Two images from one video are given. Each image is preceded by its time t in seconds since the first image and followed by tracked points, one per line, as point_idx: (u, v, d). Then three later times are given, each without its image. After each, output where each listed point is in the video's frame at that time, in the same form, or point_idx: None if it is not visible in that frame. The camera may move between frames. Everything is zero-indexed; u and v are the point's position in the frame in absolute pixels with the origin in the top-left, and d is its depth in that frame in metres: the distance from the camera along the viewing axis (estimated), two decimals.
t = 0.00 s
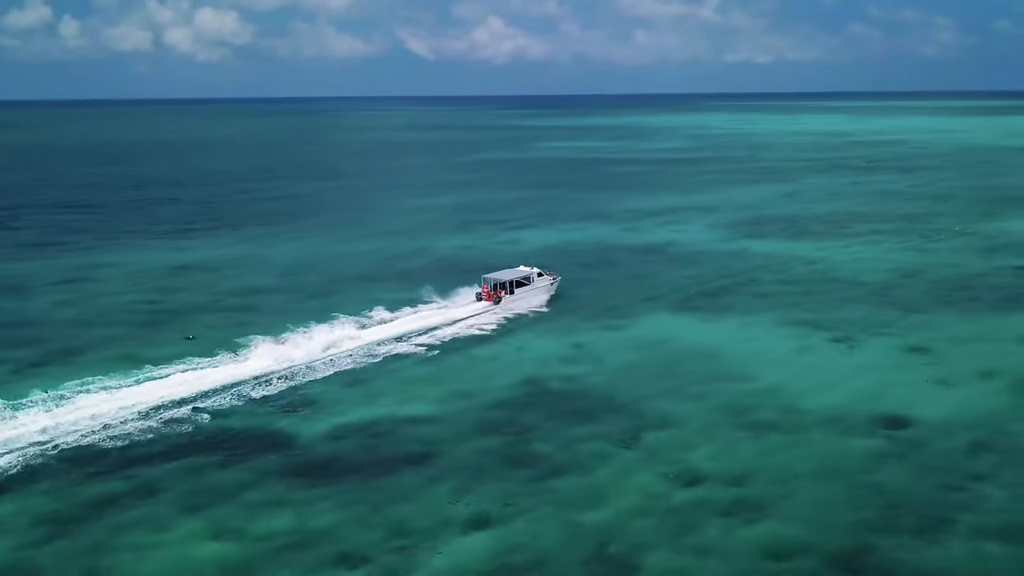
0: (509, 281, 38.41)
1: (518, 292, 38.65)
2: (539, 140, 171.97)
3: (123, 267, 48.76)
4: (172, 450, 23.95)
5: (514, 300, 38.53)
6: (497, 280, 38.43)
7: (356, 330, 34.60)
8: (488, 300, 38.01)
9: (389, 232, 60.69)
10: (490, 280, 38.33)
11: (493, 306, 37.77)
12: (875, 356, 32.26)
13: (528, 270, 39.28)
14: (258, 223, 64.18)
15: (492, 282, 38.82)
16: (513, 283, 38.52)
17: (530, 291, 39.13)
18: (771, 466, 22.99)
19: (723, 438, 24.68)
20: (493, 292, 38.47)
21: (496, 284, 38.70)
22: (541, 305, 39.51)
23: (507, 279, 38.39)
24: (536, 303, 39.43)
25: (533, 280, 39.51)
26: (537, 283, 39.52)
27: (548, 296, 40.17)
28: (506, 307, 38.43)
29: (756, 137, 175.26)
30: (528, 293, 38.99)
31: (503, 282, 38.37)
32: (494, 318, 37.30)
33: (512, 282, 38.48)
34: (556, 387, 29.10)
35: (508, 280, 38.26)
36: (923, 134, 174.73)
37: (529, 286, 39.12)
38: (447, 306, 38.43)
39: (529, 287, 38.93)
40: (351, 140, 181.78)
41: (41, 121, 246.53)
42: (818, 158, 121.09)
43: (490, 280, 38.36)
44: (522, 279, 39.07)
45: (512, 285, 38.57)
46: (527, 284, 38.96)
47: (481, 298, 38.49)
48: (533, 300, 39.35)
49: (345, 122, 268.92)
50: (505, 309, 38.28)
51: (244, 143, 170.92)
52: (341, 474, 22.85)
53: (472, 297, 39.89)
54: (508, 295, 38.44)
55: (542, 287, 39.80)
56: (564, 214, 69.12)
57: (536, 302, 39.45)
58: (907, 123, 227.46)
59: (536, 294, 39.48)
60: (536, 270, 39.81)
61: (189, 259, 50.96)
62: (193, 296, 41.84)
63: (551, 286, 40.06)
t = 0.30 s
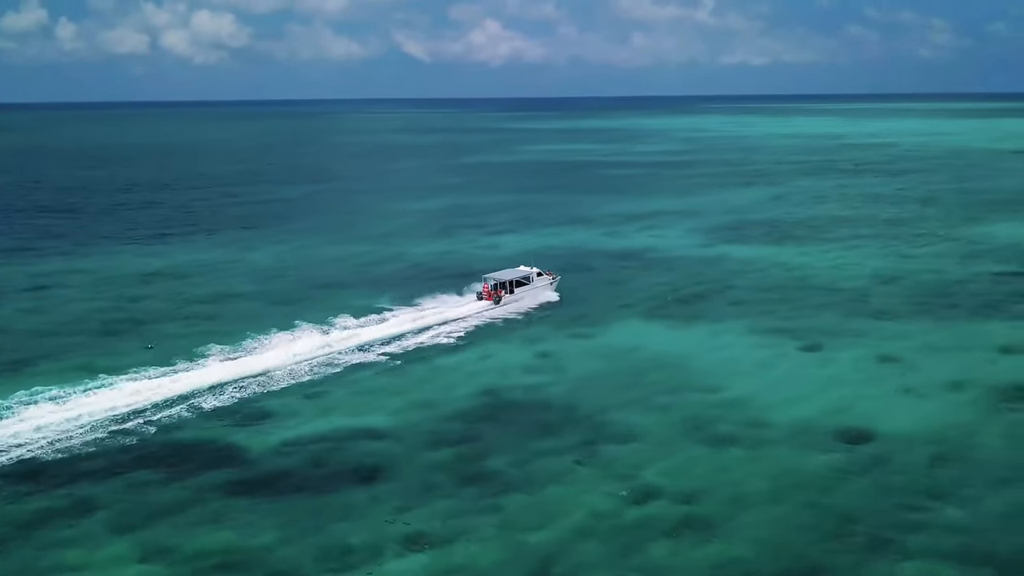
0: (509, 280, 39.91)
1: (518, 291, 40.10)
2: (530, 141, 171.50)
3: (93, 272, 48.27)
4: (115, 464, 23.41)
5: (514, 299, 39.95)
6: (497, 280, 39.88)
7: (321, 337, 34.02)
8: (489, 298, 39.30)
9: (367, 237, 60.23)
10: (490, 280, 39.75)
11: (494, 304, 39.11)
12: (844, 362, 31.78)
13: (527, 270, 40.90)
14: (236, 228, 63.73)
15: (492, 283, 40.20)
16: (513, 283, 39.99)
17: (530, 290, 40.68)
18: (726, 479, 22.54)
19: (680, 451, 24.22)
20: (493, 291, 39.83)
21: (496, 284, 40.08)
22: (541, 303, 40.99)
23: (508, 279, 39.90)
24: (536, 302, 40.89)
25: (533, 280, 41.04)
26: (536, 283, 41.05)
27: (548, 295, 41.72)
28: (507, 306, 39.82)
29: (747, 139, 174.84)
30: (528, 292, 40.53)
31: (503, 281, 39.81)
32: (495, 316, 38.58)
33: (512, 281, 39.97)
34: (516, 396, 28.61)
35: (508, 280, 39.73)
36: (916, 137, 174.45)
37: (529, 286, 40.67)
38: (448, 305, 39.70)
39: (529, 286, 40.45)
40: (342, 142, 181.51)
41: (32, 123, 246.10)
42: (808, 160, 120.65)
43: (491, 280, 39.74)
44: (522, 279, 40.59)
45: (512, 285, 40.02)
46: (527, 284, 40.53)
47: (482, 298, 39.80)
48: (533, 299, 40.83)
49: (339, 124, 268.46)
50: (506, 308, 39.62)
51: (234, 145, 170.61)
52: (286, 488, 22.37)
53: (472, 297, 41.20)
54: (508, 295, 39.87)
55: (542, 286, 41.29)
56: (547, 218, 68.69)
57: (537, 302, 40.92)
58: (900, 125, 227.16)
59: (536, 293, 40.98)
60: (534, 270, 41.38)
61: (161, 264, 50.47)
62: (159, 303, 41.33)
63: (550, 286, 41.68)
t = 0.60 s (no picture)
0: (509, 280, 40.46)
1: (518, 291, 40.71)
2: (520, 145, 170.80)
3: (60, 280, 47.73)
4: (50, 481, 22.85)
5: (513, 298, 40.58)
6: (497, 280, 40.45)
7: (279, 346, 33.33)
8: (489, 298, 40.01)
9: (342, 242, 59.68)
10: (490, 279, 40.38)
11: (494, 304, 39.75)
12: (809, 372, 31.20)
13: (527, 269, 41.46)
14: (210, 233, 63.15)
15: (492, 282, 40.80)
16: (512, 282, 40.57)
17: (530, 289, 41.26)
18: (674, 496, 22.01)
19: (631, 465, 23.71)
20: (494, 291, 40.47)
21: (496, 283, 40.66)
22: (542, 302, 41.61)
23: (507, 279, 40.45)
24: (536, 301, 41.50)
25: (533, 279, 41.63)
26: (536, 283, 41.63)
27: (548, 294, 42.33)
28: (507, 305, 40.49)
29: (737, 143, 174.42)
30: (527, 292, 41.13)
31: (503, 281, 40.41)
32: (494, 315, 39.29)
33: (511, 281, 40.53)
34: (470, 409, 27.99)
35: (507, 280, 40.31)
36: (907, 139, 174.00)
37: (529, 285, 41.27)
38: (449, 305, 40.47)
39: (528, 285, 41.01)
40: (331, 145, 180.96)
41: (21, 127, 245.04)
42: (796, 164, 120.08)
43: (491, 280, 40.38)
44: (522, 278, 41.17)
45: (512, 284, 40.62)
46: (526, 284, 41.09)
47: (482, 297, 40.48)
48: (533, 298, 41.49)
49: (331, 127, 267.77)
50: (505, 307, 40.30)
51: (222, 149, 169.98)
52: (220, 507, 21.75)
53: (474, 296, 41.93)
54: (508, 294, 40.49)
55: (542, 285, 41.91)
56: (525, 223, 68.11)
57: (537, 300, 41.54)
58: (892, 128, 226.80)
59: (535, 292, 41.62)
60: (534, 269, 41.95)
61: (128, 271, 49.86)
62: (122, 311, 40.78)
63: (550, 284, 42.23)
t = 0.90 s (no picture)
0: (509, 280, 41.73)
1: (518, 290, 42.00)
2: (509, 149, 170.08)
3: (28, 286, 47.20)
4: None
5: (514, 297, 41.86)
6: (498, 279, 41.74)
7: (240, 355, 32.73)
8: (490, 297, 41.33)
9: (319, 246, 59.16)
10: (492, 279, 41.66)
11: (494, 303, 41.07)
12: (776, 381, 30.70)
13: (527, 270, 42.72)
14: (186, 239, 62.63)
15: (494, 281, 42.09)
16: (513, 282, 41.88)
17: (529, 289, 42.54)
18: (624, 510, 21.57)
19: (584, 478, 23.28)
20: (495, 290, 41.78)
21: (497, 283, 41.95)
22: (540, 302, 42.89)
23: (508, 279, 41.72)
24: (535, 301, 42.78)
25: (532, 280, 42.92)
26: (535, 283, 42.94)
27: (546, 294, 43.60)
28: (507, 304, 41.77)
29: (729, 146, 173.72)
30: (527, 291, 42.43)
31: (503, 281, 41.69)
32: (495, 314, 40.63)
33: (512, 281, 41.78)
34: (427, 422, 27.46)
35: (508, 280, 41.59)
36: (900, 142, 173.43)
37: (528, 285, 42.56)
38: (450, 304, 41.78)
39: (527, 285, 42.31)
40: (321, 148, 180.35)
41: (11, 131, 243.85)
42: (785, 167, 119.54)
43: (492, 280, 41.69)
44: (522, 278, 42.45)
45: (512, 284, 41.88)
46: (526, 283, 42.38)
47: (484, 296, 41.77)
48: (532, 297, 42.78)
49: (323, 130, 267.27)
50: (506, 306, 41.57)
51: (210, 153, 169.23)
52: (162, 524, 21.24)
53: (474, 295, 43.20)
54: (509, 293, 41.77)
55: (541, 285, 43.23)
56: (506, 227, 67.57)
57: (536, 299, 42.82)
58: (885, 131, 226.19)
59: (534, 292, 42.89)
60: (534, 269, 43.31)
61: (99, 278, 49.32)
62: (87, 319, 40.29)
63: (548, 285, 43.53)
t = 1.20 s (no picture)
0: (510, 280, 42.04)
1: (518, 291, 42.30)
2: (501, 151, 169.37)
3: None
4: None
5: (514, 298, 42.18)
6: (499, 280, 42.06)
7: (199, 364, 32.11)
8: (491, 297, 41.68)
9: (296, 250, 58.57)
10: (493, 279, 41.99)
11: (495, 304, 41.44)
12: (742, 389, 30.19)
13: (528, 270, 43.02)
14: (162, 243, 62.06)
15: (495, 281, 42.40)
16: (514, 282, 42.16)
17: (529, 289, 42.85)
18: (572, 527, 21.07)
19: (535, 492, 22.79)
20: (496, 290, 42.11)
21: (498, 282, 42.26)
22: (539, 302, 43.21)
23: (508, 279, 42.02)
24: (534, 301, 43.10)
25: (533, 280, 43.23)
26: (536, 283, 43.23)
27: (546, 294, 43.91)
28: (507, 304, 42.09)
29: (721, 149, 173.01)
30: (527, 291, 42.75)
31: (504, 281, 42.02)
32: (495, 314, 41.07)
33: (512, 282, 42.08)
34: (382, 433, 26.93)
35: (509, 280, 41.90)
36: (891, 146, 173.13)
37: (529, 285, 42.86)
38: (451, 304, 42.25)
39: (528, 285, 42.62)
40: (311, 151, 179.76)
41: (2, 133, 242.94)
42: (775, 171, 118.94)
43: (493, 279, 42.04)
44: (522, 279, 42.75)
45: (512, 285, 42.19)
46: (527, 284, 42.67)
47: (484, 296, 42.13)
48: (532, 297, 43.10)
49: (315, 132, 266.74)
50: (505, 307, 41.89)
51: (198, 155, 168.58)
52: (99, 544, 20.69)
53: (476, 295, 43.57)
54: (510, 294, 42.08)
55: (542, 285, 43.53)
56: (487, 231, 67.03)
57: (535, 300, 43.14)
58: (879, 134, 225.80)
59: (534, 292, 43.20)
60: (535, 269, 43.51)
61: (69, 284, 48.74)
62: (52, 326, 39.77)
63: (548, 285, 43.78)
